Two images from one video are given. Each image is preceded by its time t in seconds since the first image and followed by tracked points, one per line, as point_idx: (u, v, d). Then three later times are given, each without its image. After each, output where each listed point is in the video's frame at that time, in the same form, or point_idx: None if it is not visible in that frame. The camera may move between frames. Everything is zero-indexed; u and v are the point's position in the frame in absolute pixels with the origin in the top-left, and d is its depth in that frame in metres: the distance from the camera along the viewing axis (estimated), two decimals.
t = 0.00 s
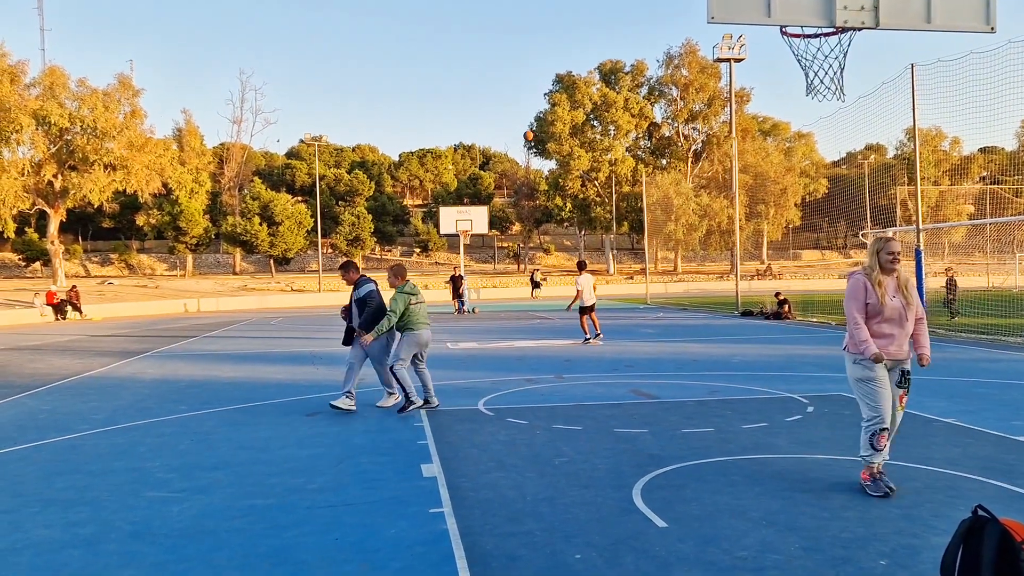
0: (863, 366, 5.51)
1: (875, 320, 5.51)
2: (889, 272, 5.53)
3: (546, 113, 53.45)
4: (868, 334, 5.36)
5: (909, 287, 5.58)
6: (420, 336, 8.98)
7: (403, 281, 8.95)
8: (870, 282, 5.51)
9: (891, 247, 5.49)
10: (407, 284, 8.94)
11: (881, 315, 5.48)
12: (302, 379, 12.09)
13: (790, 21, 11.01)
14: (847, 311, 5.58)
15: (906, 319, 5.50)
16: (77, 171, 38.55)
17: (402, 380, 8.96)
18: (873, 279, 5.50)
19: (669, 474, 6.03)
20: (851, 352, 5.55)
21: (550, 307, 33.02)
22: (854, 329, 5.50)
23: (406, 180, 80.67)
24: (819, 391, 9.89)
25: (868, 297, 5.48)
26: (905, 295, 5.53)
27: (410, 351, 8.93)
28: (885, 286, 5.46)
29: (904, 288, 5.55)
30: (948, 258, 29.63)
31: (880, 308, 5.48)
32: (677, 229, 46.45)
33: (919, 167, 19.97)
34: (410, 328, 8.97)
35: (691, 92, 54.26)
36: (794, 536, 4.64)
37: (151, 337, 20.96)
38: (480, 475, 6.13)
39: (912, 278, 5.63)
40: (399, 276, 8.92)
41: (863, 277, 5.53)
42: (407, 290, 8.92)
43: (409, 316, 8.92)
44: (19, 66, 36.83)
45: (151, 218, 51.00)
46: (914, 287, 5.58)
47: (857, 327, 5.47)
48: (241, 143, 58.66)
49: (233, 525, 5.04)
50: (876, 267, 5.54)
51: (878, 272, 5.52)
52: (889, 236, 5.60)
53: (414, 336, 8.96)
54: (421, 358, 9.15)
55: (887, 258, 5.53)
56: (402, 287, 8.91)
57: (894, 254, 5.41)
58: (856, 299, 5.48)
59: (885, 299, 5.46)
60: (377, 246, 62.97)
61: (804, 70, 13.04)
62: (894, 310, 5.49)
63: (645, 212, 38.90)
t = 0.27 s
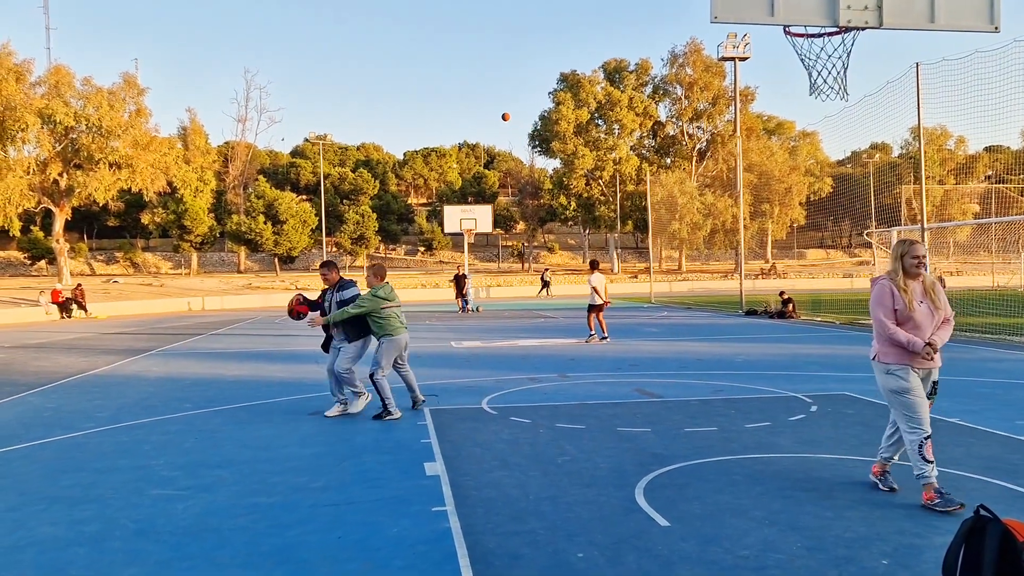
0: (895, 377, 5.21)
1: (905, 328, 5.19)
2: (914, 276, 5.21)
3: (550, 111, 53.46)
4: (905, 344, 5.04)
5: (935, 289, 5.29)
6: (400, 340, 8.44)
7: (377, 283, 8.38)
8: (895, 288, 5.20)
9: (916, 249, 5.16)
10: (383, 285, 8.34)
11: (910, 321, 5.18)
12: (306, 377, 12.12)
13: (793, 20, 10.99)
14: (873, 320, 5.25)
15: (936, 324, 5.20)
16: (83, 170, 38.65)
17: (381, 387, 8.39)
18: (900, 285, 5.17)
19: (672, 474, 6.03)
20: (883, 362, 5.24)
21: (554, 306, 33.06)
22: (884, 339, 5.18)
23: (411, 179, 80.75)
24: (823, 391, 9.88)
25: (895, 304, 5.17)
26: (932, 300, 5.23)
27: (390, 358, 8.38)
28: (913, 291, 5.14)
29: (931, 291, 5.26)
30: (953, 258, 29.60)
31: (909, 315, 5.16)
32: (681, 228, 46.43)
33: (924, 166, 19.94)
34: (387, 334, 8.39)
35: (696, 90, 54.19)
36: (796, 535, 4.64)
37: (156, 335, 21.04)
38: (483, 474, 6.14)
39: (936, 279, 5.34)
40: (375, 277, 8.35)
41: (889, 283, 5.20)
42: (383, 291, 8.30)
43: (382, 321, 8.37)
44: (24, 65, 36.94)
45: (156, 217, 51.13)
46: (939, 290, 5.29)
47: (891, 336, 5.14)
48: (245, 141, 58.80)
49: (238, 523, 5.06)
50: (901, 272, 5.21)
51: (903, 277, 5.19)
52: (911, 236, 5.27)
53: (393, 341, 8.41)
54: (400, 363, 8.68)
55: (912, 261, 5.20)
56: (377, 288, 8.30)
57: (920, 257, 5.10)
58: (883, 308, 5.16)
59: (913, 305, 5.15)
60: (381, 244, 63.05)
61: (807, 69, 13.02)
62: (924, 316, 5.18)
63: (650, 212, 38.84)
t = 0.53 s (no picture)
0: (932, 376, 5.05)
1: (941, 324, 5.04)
2: (947, 270, 5.09)
3: (554, 110, 53.38)
4: (946, 341, 4.88)
5: (967, 285, 5.18)
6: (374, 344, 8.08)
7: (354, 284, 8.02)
8: (930, 282, 5.06)
9: (950, 242, 5.05)
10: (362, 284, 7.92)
11: (947, 317, 5.04)
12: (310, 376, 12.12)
13: (797, 18, 10.97)
14: (909, 317, 5.09)
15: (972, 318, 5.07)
16: (88, 169, 38.74)
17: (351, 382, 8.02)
18: (934, 279, 5.04)
19: (676, 472, 6.03)
20: (920, 360, 5.07)
21: (559, 305, 33.05)
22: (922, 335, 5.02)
23: (415, 178, 80.78)
24: (828, 390, 9.86)
25: (933, 299, 5.02)
26: (967, 294, 5.12)
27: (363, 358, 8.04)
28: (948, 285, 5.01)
29: (964, 286, 5.14)
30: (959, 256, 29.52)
31: (945, 310, 5.03)
32: (685, 227, 46.38)
33: (929, 164, 19.89)
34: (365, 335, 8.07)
35: (700, 89, 54.10)
36: (801, 534, 4.63)
37: (160, 334, 21.07)
38: (487, 472, 6.14)
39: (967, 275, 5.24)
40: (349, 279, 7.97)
41: (922, 278, 5.07)
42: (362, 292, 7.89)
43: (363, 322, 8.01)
44: (30, 64, 37.04)
45: (161, 216, 51.24)
46: (971, 285, 5.18)
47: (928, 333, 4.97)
48: (250, 140, 58.86)
49: (243, 521, 5.08)
50: (933, 267, 5.08)
51: (937, 271, 5.07)
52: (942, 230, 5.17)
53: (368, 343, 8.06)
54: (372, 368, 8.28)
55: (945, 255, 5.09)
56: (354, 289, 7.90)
57: (956, 250, 5.00)
58: (921, 302, 5.00)
59: (949, 300, 5.03)
60: (385, 243, 63.09)
61: (811, 67, 12.99)
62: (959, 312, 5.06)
63: (654, 210, 38.74)
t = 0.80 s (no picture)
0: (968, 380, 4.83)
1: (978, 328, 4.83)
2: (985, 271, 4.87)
3: (558, 109, 53.36)
4: (988, 342, 4.63)
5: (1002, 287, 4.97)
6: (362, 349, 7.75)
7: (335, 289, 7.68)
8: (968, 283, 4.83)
9: (987, 241, 4.84)
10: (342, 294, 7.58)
11: (985, 320, 4.82)
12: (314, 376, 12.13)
13: (802, 17, 10.94)
14: (945, 319, 4.85)
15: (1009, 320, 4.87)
16: (93, 169, 38.84)
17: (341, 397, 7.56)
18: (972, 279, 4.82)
19: (681, 472, 6.02)
20: (956, 364, 4.84)
21: (563, 304, 33.03)
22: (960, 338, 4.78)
23: (419, 177, 80.84)
24: (833, 389, 9.83)
25: (972, 301, 4.79)
26: (1004, 295, 4.91)
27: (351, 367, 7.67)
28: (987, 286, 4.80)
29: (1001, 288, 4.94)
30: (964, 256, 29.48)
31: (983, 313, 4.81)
32: (690, 226, 46.31)
33: (934, 162, 19.84)
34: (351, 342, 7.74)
35: (705, 87, 54.03)
36: (806, 533, 4.63)
37: (165, 333, 21.11)
38: (492, 471, 6.15)
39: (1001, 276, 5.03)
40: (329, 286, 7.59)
41: (960, 277, 4.83)
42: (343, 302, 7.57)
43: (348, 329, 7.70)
44: (36, 65, 37.16)
45: (166, 215, 51.37)
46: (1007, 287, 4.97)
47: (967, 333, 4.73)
48: (255, 140, 58.98)
49: (249, 520, 5.09)
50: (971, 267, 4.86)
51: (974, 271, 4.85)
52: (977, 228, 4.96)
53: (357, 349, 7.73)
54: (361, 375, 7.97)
55: (981, 255, 4.87)
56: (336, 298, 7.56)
57: (994, 250, 4.80)
58: (961, 303, 4.76)
59: (989, 301, 4.81)
60: (390, 243, 63.14)
61: (816, 66, 12.96)
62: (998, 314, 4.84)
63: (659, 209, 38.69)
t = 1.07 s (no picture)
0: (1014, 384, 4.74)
1: None
2: None
3: (563, 108, 53.33)
4: None
5: None
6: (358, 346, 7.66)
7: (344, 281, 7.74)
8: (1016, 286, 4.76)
9: None
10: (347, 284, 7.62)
11: None
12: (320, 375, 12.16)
13: (807, 16, 10.92)
14: (990, 318, 4.79)
15: None
16: (100, 169, 38.97)
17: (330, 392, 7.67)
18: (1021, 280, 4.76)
19: (686, 470, 6.03)
20: (1000, 367, 4.76)
21: (568, 304, 33.00)
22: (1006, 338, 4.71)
23: (424, 177, 80.90)
24: (839, 388, 9.83)
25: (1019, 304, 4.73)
26: None
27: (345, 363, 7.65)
28: None
29: None
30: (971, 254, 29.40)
31: None
32: (695, 225, 46.24)
33: (940, 160, 19.76)
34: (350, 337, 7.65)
35: (710, 86, 53.94)
36: (812, 532, 4.63)
37: (171, 333, 21.16)
38: (497, 471, 6.16)
39: None
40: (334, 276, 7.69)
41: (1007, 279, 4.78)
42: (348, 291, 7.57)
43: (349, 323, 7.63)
44: (42, 66, 37.32)
45: (171, 216, 51.52)
46: None
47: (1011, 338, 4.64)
48: (260, 140, 59.10)
49: (255, 519, 5.11)
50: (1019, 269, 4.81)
51: None
52: None
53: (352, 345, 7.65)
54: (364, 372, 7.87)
55: None
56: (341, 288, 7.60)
57: None
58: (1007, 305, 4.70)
59: None
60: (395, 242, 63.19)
61: (820, 65, 12.95)
62: None
63: (664, 209, 38.63)
